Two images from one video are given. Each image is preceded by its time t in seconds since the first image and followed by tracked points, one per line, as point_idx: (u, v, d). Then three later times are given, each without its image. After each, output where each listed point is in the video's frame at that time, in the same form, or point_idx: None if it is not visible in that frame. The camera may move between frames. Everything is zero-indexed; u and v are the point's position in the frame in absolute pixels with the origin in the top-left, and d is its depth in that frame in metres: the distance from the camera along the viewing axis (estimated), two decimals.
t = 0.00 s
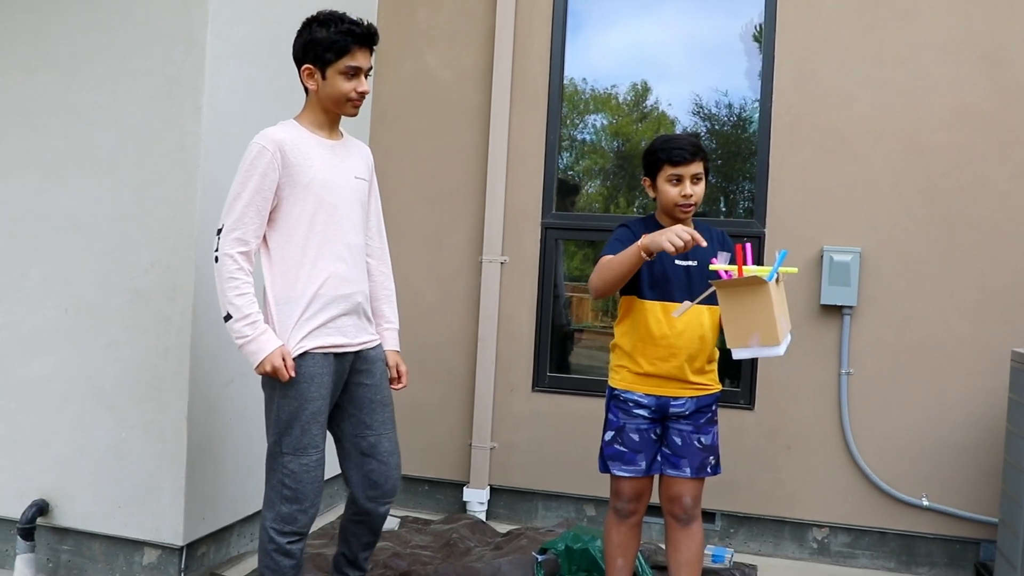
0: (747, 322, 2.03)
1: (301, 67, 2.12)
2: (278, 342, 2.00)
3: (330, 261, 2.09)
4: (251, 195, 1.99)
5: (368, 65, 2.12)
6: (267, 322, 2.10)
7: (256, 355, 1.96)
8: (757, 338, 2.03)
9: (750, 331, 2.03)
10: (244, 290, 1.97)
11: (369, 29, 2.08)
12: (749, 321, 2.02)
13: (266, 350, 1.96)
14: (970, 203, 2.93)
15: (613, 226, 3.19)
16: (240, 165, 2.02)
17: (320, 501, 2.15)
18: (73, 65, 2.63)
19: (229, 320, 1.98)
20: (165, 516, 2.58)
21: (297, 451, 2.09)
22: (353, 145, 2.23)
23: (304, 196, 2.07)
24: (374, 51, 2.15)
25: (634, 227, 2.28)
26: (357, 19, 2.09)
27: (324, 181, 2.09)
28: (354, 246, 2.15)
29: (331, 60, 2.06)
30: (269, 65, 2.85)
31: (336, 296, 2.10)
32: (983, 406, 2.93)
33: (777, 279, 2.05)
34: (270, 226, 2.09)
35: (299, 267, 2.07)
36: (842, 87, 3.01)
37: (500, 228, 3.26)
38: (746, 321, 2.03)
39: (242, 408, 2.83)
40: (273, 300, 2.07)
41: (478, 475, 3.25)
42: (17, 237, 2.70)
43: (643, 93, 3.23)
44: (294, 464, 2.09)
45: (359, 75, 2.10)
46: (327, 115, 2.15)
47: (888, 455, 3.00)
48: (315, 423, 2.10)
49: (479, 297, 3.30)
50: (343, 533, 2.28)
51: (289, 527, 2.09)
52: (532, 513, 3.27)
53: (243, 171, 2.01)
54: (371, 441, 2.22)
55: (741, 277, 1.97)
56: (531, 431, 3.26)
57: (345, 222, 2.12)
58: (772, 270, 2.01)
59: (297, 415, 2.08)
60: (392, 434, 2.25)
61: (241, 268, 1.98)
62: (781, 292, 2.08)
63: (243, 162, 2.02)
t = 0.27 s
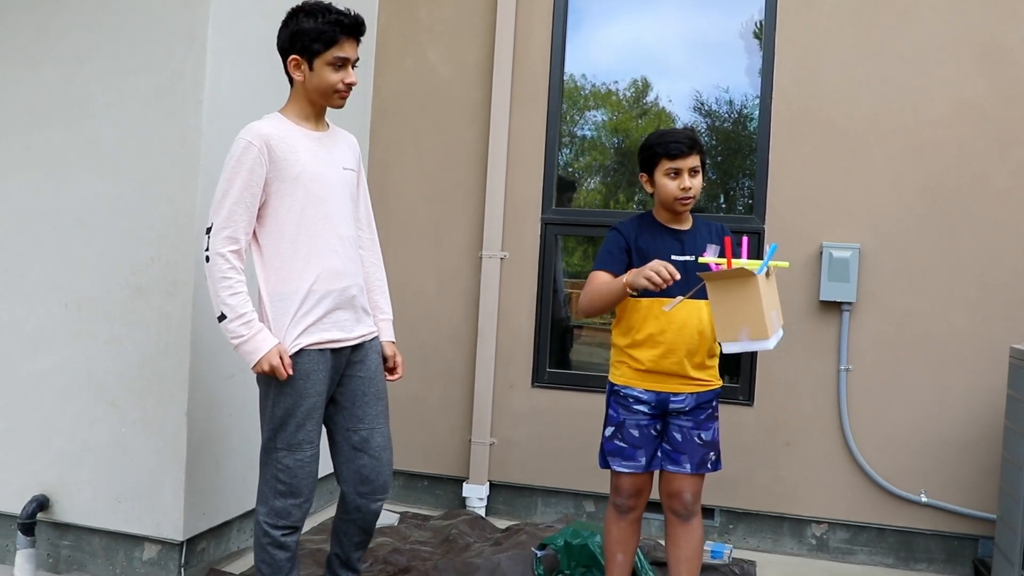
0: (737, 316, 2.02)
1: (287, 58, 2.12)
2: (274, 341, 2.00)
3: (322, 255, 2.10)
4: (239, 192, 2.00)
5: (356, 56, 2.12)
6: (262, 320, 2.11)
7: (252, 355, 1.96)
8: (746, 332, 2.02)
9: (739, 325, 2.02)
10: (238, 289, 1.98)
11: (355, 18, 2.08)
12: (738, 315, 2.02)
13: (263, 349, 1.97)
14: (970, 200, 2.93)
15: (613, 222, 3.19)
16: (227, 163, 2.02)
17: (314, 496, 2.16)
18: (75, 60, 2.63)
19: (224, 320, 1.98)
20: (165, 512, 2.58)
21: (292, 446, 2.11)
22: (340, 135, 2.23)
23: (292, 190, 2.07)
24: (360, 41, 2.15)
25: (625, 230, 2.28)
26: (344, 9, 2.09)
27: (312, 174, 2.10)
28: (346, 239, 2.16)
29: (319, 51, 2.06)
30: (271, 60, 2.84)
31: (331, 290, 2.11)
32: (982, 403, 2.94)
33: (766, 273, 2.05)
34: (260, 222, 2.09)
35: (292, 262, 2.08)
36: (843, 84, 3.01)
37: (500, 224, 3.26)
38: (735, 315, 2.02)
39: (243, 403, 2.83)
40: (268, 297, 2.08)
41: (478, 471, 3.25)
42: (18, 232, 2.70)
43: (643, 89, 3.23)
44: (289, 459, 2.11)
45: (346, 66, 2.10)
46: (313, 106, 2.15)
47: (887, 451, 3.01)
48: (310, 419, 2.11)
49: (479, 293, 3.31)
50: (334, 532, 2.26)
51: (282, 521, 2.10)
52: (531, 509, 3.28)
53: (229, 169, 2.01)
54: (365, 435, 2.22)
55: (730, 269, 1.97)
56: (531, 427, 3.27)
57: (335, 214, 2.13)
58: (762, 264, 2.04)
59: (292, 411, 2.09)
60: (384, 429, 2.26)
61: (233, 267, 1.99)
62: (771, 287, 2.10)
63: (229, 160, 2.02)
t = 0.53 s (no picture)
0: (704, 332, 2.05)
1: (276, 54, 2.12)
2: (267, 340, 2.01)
3: (314, 253, 2.11)
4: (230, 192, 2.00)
5: (346, 52, 2.12)
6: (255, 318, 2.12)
7: (245, 355, 1.97)
8: (714, 348, 2.04)
9: (707, 341, 2.04)
10: (229, 289, 1.98)
11: (346, 14, 2.08)
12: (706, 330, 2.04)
13: (255, 350, 1.97)
14: (963, 198, 2.94)
15: (607, 220, 3.20)
16: (217, 163, 2.03)
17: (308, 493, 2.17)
18: (71, 57, 2.64)
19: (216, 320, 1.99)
20: (159, 508, 2.59)
21: (286, 443, 2.11)
22: (331, 131, 2.23)
23: (283, 189, 2.08)
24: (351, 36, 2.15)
25: (607, 241, 2.32)
26: (333, 5, 2.09)
27: (303, 172, 2.10)
28: (337, 236, 2.16)
29: (310, 47, 2.06)
30: (267, 57, 2.85)
31: (324, 288, 2.12)
32: (974, 401, 2.94)
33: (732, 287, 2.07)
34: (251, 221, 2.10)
35: (284, 261, 2.08)
36: (837, 83, 3.03)
37: (495, 222, 3.27)
38: (702, 332, 2.04)
39: (237, 399, 2.84)
40: (260, 297, 2.09)
41: (472, 469, 3.26)
42: (13, 228, 2.71)
43: (638, 87, 3.24)
44: (283, 456, 2.11)
45: (336, 62, 2.10)
46: (303, 103, 2.15)
47: (880, 450, 3.01)
48: (303, 416, 2.12)
49: (473, 291, 3.31)
50: (331, 524, 2.30)
51: (276, 518, 2.11)
52: (525, 507, 3.28)
53: (219, 169, 2.01)
54: (359, 430, 2.24)
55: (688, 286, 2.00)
56: (525, 425, 3.27)
57: (326, 211, 2.14)
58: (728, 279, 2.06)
59: (286, 408, 2.10)
60: (378, 422, 2.28)
61: (224, 268, 2.00)
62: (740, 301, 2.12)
63: (219, 160, 2.02)
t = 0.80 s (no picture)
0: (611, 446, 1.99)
1: (274, 54, 2.10)
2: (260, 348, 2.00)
3: (308, 257, 2.11)
4: (228, 195, 1.98)
5: (346, 61, 2.12)
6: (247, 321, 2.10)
7: (238, 362, 1.96)
8: (619, 464, 1.98)
9: (613, 454, 1.99)
10: (226, 294, 1.96)
11: (350, 23, 2.07)
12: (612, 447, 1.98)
13: (249, 357, 1.96)
14: (948, 204, 2.96)
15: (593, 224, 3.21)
16: (213, 163, 2.00)
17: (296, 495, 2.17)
18: (57, 56, 2.63)
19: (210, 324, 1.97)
20: (143, 511, 2.57)
21: (275, 445, 2.11)
22: (322, 134, 2.23)
23: (279, 192, 2.07)
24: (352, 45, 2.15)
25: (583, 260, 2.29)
26: (340, 13, 2.08)
27: (298, 175, 2.10)
28: (329, 239, 2.17)
29: (313, 53, 2.05)
30: (254, 57, 2.84)
31: (317, 291, 2.13)
32: (958, 405, 2.96)
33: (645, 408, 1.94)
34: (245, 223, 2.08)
35: (279, 264, 2.08)
36: (824, 88, 3.04)
37: (482, 225, 3.27)
38: (610, 443, 1.99)
39: (223, 401, 2.82)
40: (253, 300, 2.07)
41: (458, 472, 3.25)
42: None
43: (626, 90, 3.25)
44: (272, 458, 2.11)
45: (335, 70, 2.10)
46: (296, 106, 2.15)
47: (865, 453, 3.03)
48: (293, 419, 2.12)
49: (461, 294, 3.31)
50: (327, 519, 2.31)
51: (264, 520, 2.10)
52: (511, 510, 3.28)
53: (216, 170, 1.98)
54: (353, 428, 2.26)
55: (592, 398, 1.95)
56: (511, 428, 3.27)
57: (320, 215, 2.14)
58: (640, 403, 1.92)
59: (276, 410, 2.10)
60: (371, 420, 2.30)
61: (222, 270, 1.97)
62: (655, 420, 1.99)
63: (215, 161, 1.99)
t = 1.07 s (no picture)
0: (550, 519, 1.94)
1: (292, 65, 2.08)
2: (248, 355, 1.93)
3: (301, 265, 2.08)
4: (228, 194, 1.94)
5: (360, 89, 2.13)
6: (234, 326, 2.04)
7: (223, 367, 1.88)
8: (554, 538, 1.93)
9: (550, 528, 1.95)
10: (220, 294, 1.90)
11: (375, 57, 2.10)
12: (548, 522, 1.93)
13: (237, 362, 1.89)
14: (925, 214, 2.98)
15: (573, 232, 3.19)
16: (213, 160, 1.96)
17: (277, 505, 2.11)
18: (28, 56, 2.56)
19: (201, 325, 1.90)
20: (114, 523, 2.51)
21: (259, 454, 2.06)
22: (320, 147, 2.22)
23: (278, 196, 2.04)
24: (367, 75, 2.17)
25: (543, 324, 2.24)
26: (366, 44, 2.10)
27: (296, 181, 2.08)
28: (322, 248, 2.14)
29: (337, 76, 2.05)
30: (233, 59, 2.79)
31: (307, 301, 2.09)
32: (934, 414, 2.98)
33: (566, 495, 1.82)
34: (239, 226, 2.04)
35: (272, 269, 2.04)
36: (805, 97, 3.05)
37: (462, 231, 3.24)
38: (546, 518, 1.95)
39: (197, 410, 2.76)
40: (244, 304, 2.02)
41: (435, 480, 3.22)
42: None
43: (605, 99, 3.24)
44: (255, 467, 2.06)
45: (350, 97, 2.12)
46: (301, 118, 2.14)
47: (842, 461, 3.04)
48: (279, 427, 2.07)
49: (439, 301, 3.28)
50: (296, 537, 2.28)
51: (245, 530, 2.05)
52: (489, 519, 3.25)
53: (217, 166, 1.95)
54: (329, 441, 2.23)
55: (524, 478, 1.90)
56: (489, 437, 3.24)
57: (315, 223, 2.12)
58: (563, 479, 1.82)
59: (261, 418, 2.04)
60: (348, 435, 2.27)
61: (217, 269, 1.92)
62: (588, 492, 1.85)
63: (217, 157, 1.96)
